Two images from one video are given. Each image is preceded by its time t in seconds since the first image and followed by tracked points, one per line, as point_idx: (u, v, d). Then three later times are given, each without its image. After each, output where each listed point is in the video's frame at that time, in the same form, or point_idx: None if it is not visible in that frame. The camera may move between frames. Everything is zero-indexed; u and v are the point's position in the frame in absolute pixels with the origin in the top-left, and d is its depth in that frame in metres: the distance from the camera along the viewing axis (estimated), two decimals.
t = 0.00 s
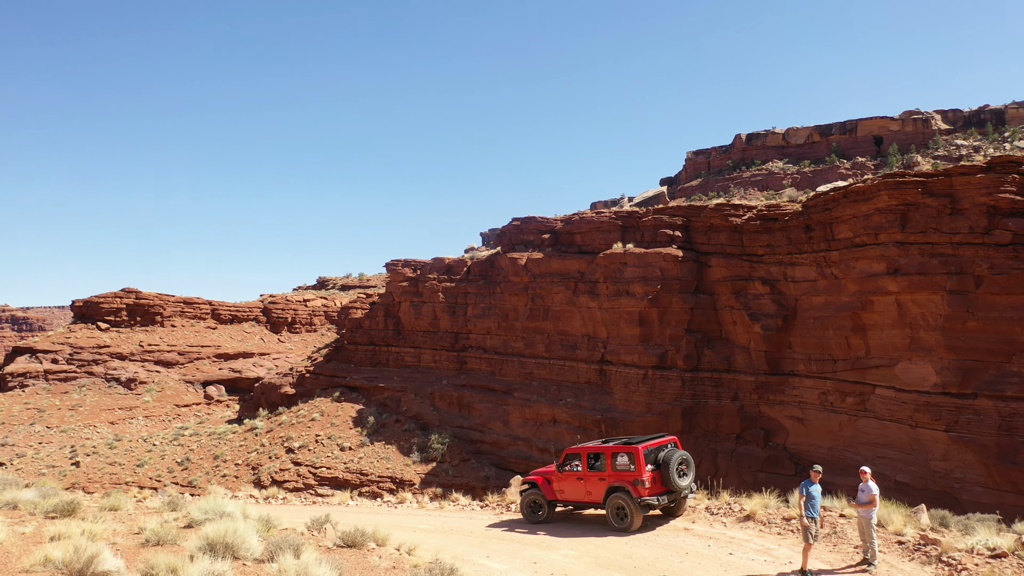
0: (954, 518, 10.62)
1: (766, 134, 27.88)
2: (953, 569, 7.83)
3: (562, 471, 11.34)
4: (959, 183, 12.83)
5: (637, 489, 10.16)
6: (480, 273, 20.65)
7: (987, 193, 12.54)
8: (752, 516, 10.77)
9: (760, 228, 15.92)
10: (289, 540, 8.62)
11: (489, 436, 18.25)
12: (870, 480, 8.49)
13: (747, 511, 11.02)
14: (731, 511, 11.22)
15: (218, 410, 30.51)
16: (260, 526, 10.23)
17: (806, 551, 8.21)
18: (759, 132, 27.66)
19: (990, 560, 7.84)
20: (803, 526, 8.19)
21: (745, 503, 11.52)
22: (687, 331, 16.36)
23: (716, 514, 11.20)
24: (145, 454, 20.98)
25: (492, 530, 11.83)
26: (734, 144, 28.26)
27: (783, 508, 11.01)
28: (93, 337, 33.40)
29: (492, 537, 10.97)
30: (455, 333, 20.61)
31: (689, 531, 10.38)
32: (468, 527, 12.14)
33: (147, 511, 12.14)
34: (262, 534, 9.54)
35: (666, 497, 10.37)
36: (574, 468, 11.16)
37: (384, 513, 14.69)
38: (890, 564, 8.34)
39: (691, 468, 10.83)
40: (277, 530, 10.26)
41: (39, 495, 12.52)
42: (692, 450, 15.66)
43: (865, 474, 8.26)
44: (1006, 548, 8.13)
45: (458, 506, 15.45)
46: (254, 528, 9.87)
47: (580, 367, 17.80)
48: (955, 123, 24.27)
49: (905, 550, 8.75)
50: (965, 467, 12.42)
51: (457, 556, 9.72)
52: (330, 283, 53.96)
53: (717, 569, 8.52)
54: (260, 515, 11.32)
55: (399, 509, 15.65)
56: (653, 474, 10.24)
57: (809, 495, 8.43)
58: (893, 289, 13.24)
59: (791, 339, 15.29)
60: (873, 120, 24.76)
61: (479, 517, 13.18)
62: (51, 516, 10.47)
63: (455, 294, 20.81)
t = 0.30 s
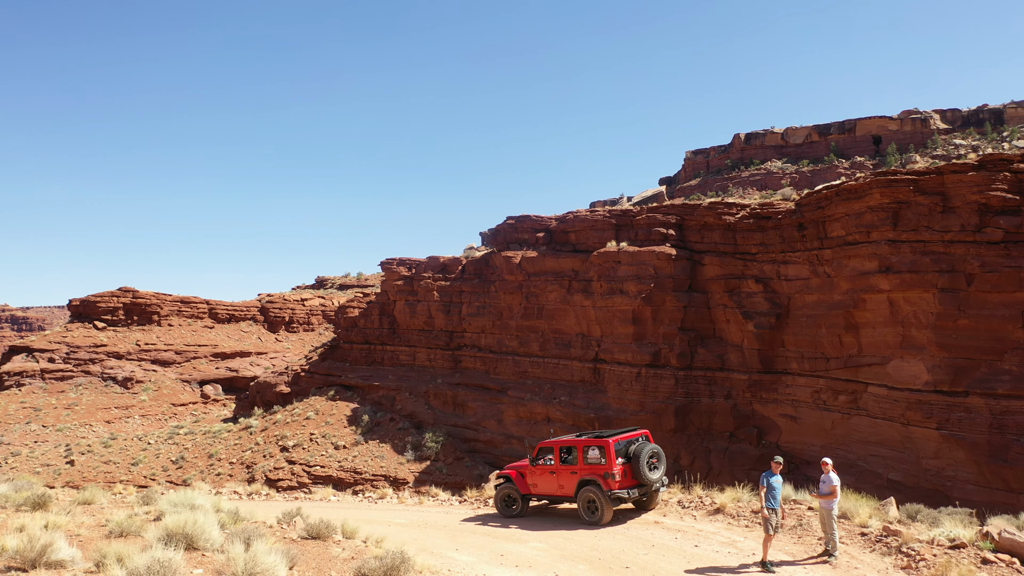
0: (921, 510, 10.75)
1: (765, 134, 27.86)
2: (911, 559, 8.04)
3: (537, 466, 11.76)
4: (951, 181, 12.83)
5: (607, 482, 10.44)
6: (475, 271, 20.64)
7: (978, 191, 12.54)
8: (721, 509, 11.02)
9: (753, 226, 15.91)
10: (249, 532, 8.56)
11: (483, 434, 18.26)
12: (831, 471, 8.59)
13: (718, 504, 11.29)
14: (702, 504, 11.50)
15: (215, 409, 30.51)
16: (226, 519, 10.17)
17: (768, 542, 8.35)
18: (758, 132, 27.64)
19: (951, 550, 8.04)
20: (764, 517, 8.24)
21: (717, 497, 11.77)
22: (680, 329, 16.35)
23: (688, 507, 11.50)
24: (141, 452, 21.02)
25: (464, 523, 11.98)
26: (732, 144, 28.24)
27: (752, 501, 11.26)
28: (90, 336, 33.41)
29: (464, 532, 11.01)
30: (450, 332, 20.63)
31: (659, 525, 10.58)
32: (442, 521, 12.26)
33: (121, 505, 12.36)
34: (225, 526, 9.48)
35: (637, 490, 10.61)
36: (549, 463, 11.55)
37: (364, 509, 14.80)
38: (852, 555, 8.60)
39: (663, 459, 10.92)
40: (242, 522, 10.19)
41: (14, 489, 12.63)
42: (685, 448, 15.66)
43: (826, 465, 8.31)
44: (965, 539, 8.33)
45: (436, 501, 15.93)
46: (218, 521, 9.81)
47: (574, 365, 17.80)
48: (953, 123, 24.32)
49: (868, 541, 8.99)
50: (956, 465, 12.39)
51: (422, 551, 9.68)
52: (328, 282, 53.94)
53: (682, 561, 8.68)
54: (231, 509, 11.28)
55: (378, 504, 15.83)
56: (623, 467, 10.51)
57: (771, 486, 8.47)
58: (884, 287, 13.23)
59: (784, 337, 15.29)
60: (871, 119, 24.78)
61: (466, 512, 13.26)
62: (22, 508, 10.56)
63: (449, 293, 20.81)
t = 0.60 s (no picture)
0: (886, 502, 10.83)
1: (764, 134, 27.81)
2: (868, 550, 8.15)
3: (508, 459, 11.91)
4: (942, 179, 12.83)
5: (577, 475, 10.61)
6: (470, 270, 20.62)
7: (969, 189, 12.54)
8: (689, 502, 11.14)
9: (746, 225, 15.89)
10: (204, 522, 8.53)
11: (477, 433, 18.25)
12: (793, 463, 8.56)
13: (686, 497, 11.37)
14: (671, 497, 11.57)
15: (211, 408, 30.48)
16: (188, 510, 10.15)
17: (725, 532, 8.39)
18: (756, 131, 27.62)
19: (908, 541, 8.15)
20: (722, 508, 8.32)
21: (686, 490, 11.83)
22: (673, 327, 16.34)
23: (656, 500, 11.53)
24: (135, 451, 21.03)
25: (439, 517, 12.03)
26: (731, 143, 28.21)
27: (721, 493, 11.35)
28: (87, 335, 33.41)
29: (433, 525, 11.08)
30: (445, 330, 20.62)
31: (627, 517, 10.69)
32: (415, 515, 12.32)
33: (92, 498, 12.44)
34: (185, 516, 9.45)
35: (605, 482, 10.78)
36: (519, 454, 11.71)
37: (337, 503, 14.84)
38: (810, 546, 8.67)
39: (632, 452, 11.10)
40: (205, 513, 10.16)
41: None
42: (678, 447, 15.68)
43: (785, 456, 8.36)
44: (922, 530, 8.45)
45: (414, 495, 15.89)
46: (179, 512, 9.78)
47: (568, 364, 17.81)
48: (952, 123, 24.30)
49: (827, 532, 9.06)
50: (947, 463, 12.39)
51: (383, 544, 9.65)
52: (326, 282, 53.90)
53: (642, 552, 8.77)
54: (197, 502, 11.25)
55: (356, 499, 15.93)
56: (592, 459, 10.67)
57: (730, 477, 8.57)
58: (876, 285, 13.23)
59: (777, 336, 15.28)
60: (870, 119, 24.79)
61: (447, 506, 13.36)
62: None
63: (444, 291, 20.80)
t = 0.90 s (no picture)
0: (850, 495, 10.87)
1: (763, 133, 27.78)
2: (822, 536, 8.23)
3: (480, 450, 12.09)
4: (933, 176, 12.83)
5: (544, 465, 10.77)
6: (464, 268, 20.62)
7: (960, 186, 12.54)
8: (656, 492, 11.23)
9: (738, 222, 15.89)
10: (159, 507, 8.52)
11: (470, 431, 18.24)
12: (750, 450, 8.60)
13: (653, 486, 11.52)
14: (640, 487, 11.71)
15: (207, 407, 30.46)
16: (152, 499, 10.14)
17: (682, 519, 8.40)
18: (754, 131, 27.57)
19: (863, 527, 8.22)
20: (678, 495, 8.33)
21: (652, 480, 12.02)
22: (666, 325, 16.34)
23: (625, 490, 11.74)
24: (128, 449, 21.05)
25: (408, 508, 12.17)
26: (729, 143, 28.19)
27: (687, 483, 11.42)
28: (83, 334, 33.44)
29: (402, 516, 11.15)
30: (439, 328, 20.62)
31: (594, 507, 10.79)
32: (386, 505, 12.47)
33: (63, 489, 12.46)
34: (145, 503, 9.45)
35: (573, 473, 10.90)
36: (489, 446, 11.93)
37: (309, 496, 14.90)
38: (767, 533, 8.73)
39: (600, 442, 11.22)
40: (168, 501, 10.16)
41: None
42: (672, 445, 15.67)
43: (743, 443, 8.38)
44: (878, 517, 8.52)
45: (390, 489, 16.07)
46: (141, 500, 9.77)
47: (562, 362, 17.80)
48: (951, 123, 24.23)
49: (786, 519, 9.12)
50: (938, 460, 12.37)
51: (346, 534, 9.65)
52: (325, 281, 53.85)
53: (601, 539, 8.85)
54: (163, 491, 11.22)
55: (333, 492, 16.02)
56: (559, 450, 10.80)
57: (686, 464, 8.52)
58: (867, 282, 13.22)
59: (770, 333, 15.27)
60: (868, 118, 24.74)
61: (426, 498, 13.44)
62: None
63: (438, 290, 20.81)
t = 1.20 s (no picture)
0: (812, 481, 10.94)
1: (761, 133, 27.70)
2: (777, 514, 8.29)
3: (451, 435, 12.31)
4: (924, 171, 12.82)
5: (511, 450, 10.99)
6: (458, 265, 20.63)
7: (951, 181, 12.54)
8: (623, 476, 11.30)
9: (731, 219, 15.90)
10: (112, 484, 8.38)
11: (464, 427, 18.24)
12: (708, 431, 8.65)
13: (619, 470, 11.61)
14: (607, 471, 11.82)
15: (203, 404, 30.45)
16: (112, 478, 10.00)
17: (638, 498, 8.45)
18: (753, 130, 27.49)
19: (817, 505, 8.29)
20: (634, 474, 8.38)
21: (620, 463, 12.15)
22: (659, 322, 16.34)
23: (592, 474, 11.90)
24: (122, 445, 21.09)
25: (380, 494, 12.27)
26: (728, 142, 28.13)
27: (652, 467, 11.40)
28: (79, 331, 33.46)
29: (370, 500, 11.23)
30: (433, 325, 20.66)
31: (561, 492, 10.90)
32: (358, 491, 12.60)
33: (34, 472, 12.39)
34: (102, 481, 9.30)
35: (541, 457, 11.10)
36: (459, 432, 12.13)
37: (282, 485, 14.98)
38: (725, 512, 8.77)
39: (568, 427, 11.44)
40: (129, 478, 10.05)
41: None
42: (664, 441, 15.60)
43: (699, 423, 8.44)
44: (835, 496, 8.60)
45: (366, 477, 16.18)
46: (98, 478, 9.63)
47: (555, 358, 17.81)
48: (949, 122, 24.17)
49: (744, 499, 9.11)
50: (929, 456, 12.33)
51: (309, 517, 9.61)
52: (323, 280, 53.80)
53: (560, 520, 8.94)
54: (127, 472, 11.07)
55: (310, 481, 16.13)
56: (526, 435, 11.02)
57: (643, 444, 8.59)
58: (858, 278, 13.20)
59: (762, 330, 15.27)
60: (867, 117, 24.68)
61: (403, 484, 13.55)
62: None
63: (433, 287, 20.83)
